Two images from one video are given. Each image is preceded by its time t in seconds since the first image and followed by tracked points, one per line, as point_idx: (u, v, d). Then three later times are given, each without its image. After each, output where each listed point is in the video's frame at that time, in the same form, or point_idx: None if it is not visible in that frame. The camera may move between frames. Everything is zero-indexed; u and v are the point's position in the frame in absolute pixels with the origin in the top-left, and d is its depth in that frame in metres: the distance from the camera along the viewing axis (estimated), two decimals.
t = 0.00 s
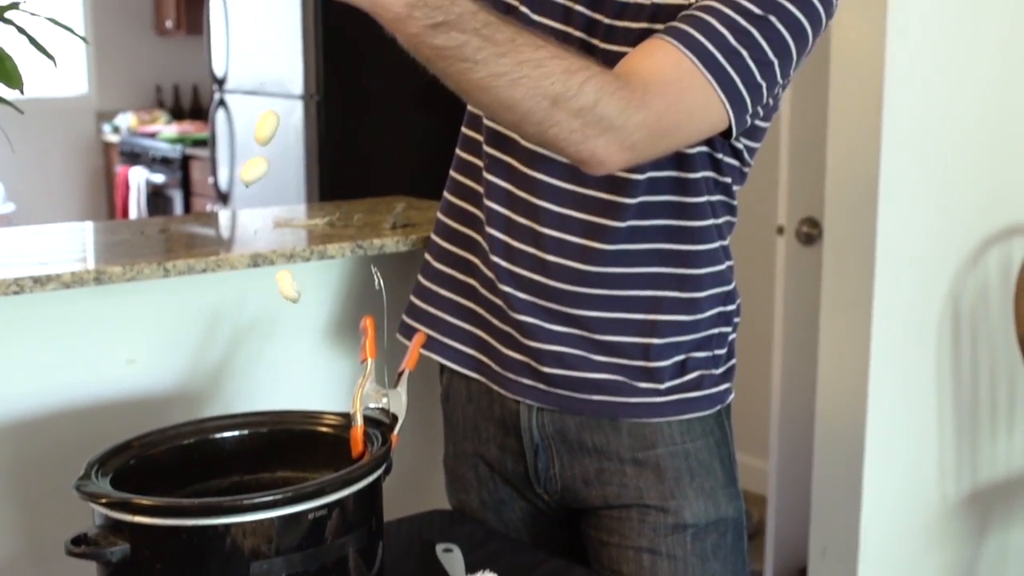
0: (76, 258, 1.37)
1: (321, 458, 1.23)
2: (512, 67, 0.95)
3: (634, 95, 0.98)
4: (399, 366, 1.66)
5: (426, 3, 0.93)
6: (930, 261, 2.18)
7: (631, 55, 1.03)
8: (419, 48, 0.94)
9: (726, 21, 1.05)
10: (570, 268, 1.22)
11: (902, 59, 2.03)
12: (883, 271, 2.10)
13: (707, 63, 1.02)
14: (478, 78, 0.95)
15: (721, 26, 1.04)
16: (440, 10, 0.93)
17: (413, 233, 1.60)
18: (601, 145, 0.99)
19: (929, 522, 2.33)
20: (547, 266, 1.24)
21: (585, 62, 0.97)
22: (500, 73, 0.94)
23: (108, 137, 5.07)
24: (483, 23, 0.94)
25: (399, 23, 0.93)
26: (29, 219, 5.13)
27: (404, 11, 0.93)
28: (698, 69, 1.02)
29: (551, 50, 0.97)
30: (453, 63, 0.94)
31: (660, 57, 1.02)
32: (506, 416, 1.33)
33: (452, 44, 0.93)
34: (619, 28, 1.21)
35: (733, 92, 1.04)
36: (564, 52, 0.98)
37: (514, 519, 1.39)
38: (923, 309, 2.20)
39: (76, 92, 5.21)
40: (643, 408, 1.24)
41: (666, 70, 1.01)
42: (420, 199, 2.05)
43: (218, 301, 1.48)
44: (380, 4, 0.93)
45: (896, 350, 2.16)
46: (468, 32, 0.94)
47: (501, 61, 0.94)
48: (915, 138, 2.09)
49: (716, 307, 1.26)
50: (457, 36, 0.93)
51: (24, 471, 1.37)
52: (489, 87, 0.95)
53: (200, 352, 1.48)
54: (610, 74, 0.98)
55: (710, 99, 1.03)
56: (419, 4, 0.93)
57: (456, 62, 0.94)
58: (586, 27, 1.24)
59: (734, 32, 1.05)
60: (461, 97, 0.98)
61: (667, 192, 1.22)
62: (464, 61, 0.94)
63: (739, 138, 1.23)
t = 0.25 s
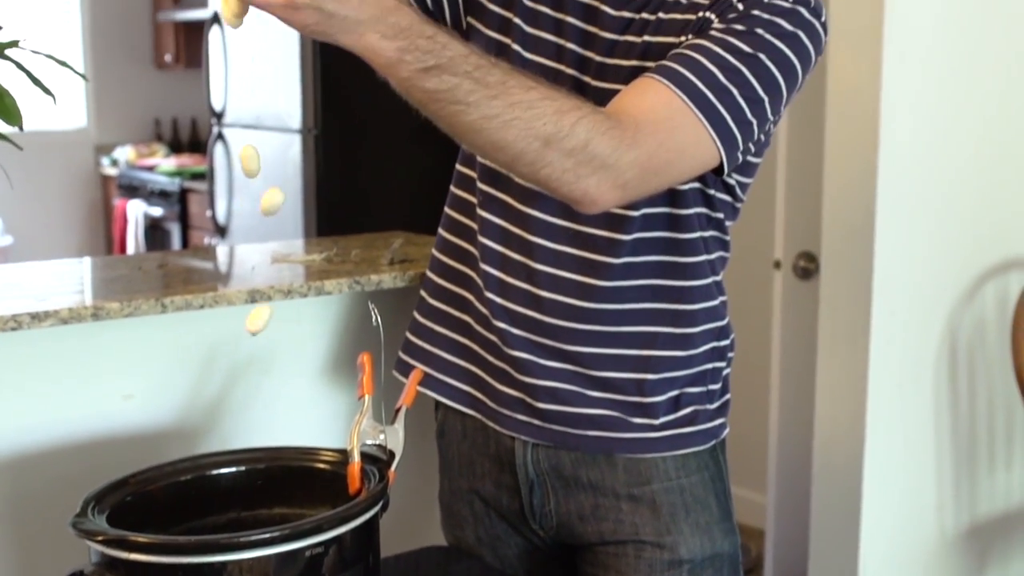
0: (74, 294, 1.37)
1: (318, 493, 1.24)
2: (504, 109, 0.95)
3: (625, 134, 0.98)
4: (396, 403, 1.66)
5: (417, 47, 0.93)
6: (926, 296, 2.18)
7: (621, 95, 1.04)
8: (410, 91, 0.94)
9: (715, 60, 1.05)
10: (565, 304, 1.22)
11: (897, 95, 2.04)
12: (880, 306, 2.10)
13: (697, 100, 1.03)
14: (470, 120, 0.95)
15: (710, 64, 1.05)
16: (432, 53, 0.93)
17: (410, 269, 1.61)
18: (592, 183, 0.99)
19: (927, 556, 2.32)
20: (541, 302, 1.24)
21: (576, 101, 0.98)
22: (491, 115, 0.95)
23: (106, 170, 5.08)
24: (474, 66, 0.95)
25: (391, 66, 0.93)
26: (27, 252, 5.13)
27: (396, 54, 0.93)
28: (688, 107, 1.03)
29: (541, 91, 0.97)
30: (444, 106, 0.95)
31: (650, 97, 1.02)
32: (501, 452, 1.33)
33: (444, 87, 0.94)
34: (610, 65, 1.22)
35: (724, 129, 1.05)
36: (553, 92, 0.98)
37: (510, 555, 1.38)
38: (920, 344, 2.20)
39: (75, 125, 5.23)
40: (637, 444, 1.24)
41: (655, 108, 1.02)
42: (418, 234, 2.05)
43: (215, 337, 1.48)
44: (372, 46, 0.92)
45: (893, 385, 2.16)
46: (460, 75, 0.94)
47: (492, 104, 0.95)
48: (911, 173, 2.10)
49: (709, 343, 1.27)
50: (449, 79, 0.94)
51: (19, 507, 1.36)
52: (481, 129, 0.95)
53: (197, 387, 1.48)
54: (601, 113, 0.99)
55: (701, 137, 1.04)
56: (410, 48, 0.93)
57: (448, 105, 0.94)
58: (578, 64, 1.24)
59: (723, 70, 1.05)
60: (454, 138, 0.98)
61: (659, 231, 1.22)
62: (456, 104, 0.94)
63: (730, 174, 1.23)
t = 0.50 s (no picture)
0: (70, 324, 1.37)
1: (315, 526, 1.24)
2: (493, 139, 0.95)
3: (616, 162, 0.99)
4: (392, 434, 1.66)
5: (404, 80, 0.94)
6: (922, 324, 2.19)
7: (614, 124, 1.04)
8: (399, 122, 0.95)
9: (706, 88, 1.06)
10: (560, 335, 1.22)
11: (892, 125, 2.05)
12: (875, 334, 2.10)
13: (688, 128, 1.04)
14: (460, 151, 0.95)
15: (701, 92, 1.05)
16: (418, 86, 0.94)
17: (407, 299, 1.61)
18: (584, 212, 0.99)
19: None
20: (536, 332, 1.23)
21: (567, 131, 0.99)
22: (480, 146, 0.95)
23: (104, 199, 5.08)
24: (462, 98, 0.96)
25: (377, 98, 0.95)
26: (24, 281, 5.12)
27: (383, 87, 0.94)
28: (679, 135, 1.03)
29: (530, 122, 0.98)
30: (433, 137, 0.95)
31: (641, 124, 1.03)
32: (498, 483, 1.32)
33: (432, 119, 0.94)
34: (603, 96, 1.22)
35: (715, 156, 1.05)
36: (543, 122, 0.99)
37: None
38: (917, 373, 2.20)
39: (73, 154, 5.24)
40: (633, 474, 1.24)
41: (646, 136, 1.02)
42: (416, 265, 2.06)
43: (211, 368, 1.48)
44: (357, 79, 0.94)
45: (890, 413, 2.16)
46: (448, 107, 0.95)
47: (481, 134, 0.95)
48: (906, 203, 2.10)
49: (705, 373, 1.27)
50: (437, 111, 0.94)
51: (14, 537, 1.36)
52: (470, 159, 0.95)
53: (194, 418, 1.48)
54: (593, 142, 0.99)
55: (692, 166, 1.04)
56: (396, 81, 0.94)
57: (436, 136, 0.95)
58: (571, 96, 1.24)
59: (715, 98, 1.06)
60: (444, 169, 0.99)
61: (655, 258, 1.23)
62: (445, 135, 0.95)
63: (723, 203, 1.25)
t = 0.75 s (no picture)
0: (67, 354, 1.37)
1: (310, 557, 1.23)
2: (490, 175, 0.96)
3: (612, 196, 0.99)
4: (389, 464, 1.66)
5: (400, 118, 0.94)
6: (918, 353, 2.19)
7: (611, 156, 1.05)
8: (396, 160, 0.95)
9: (700, 119, 1.06)
10: (558, 365, 1.22)
11: (888, 154, 2.06)
12: (871, 362, 2.10)
13: (683, 159, 1.04)
14: (456, 188, 0.95)
15: (695, 123, 1.06)
16: (415, 123, 0.94)
17: (404, 329, 1.61)
18: (582, 245, 1.00)
19: None
20: (535, 362, 1.23)
21: (562, 165, 0.99)
22: (477, 182, 0.96)
23: (101, 226, 5.09)
24: (458, 135, 0.96)
25: (374, 136, 0.94)
26: (20, 309, 5.12)
27: (378, 125, 0.94)
28: (674, 166, 1.04)
29: (526, 157, 0.98)
30: (429, 175, 0.95)
31: (636, 157, 1.03)
32: (495, 512, 1.32)
33: (429, 157, 0.94)
34: (600, 127, 1.23)
35: (711, 187, 1.05)
36: (539, 158, 0.99)
37: None
38: (913, 401, 2.20)
39: (70, 181, 5.25)
40: (632, 504, 1.24)
41: (641, 168, 1.02)
42: (413, 294, 2.06)
43: (208, 397, 1.48)
44: (354, 117, 0.94)
45: (887, 441, 2.16)
46: (444, 144, 0.95)
47: (477, 171, 0.96)
48: (903, 232, 2.11)
49: (702, 403, 1.28)
50: (433, 148, 0.95)
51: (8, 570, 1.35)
52: (466, 196, 0.96)
53: (191, 447, 1.48)
54: (588, 175, 1.00)
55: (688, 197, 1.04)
56: (393, 119, 0.94)
57: (432, 174, 0.95)
58: (567, 126, 1.25)
59: (710, 129, 1.06)
60: (440, 205, 0.99)
61: (652, 288, 1.23)
62: (441, 172, 0.95)
63: (722, 234, 1.25)
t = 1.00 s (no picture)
0: (62, 381, 1.37)
1: None
2: (490, 210, 0.96)
3: (612, 227, 0.99)
4: (385, 493, 1.66)
5: (400, 153, 0.93)
6: (915, 379, 2.19)
7: (610, 186, 1.05)
8: (395, 194, 0.94)
9: (698, 148, 1.06)
10: (557, 394, 1.22)
11: (884, 181, 2.06)
12: (868, 389, 2.10)
13: (681, 189, 1.04)
14: (457, 223, 0.95)
15: (693, 153, 1.06)
16: (415, 158, 0.94)
17: (400, 356, 1.61)
18: (582, 277, 1.00)
19: None
20: (532, 390, 1.23)
21: (561, 197, 0.99)
22: (477, 217, 0.96)
23: (97, 251, 5.09)
24: (458, 169, 0.96)
25: (374, 172, 0.94)
26: (17, 335, 5.11)
27: (378, 161, 0.93)
28: (673, 196, 1.04)
29: (526, 190, 0.98)
30: (429, 210, 0.95)
31: (635, 187, 1.03)
32: (492, 540, 1.32)
33: (429, 192, 0.94)
34: (598, 155, 1.22)
35: (711, 217, 1.06)
36: (539, 190, 0.99)
37: None
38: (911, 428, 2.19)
39: (67, 207, 5.25)
40: (629, 533, 1.24)
41: (640, 199, 1.03)
42: (408, 322, 2.06)
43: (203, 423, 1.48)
44: (354, 153, 0.93)
45: (883, 468, 2.15)
46: (444, 179, 0.95)
47: (478, 206, 0.95)
48: (899, 259, 2.11)
49: (701, 431, 1.28)
50: (433, 183, 0.94)
51: None
52: (467, 230, 0.96)
53: (187, 473, 1.47)
54: (587, 206, 1.00)
55: (687, 226, 1.05)
56: (393, 154, 0.93)
57: (433, 209, 0.95)
58: (566, 154, 1.24)
59: (708, 158, 1.06)
60: (441, 240, 0.99)
61: (649, 317, 1.23)
62: (441, 207, 0.95)
63: (720, 262, 1.25)
